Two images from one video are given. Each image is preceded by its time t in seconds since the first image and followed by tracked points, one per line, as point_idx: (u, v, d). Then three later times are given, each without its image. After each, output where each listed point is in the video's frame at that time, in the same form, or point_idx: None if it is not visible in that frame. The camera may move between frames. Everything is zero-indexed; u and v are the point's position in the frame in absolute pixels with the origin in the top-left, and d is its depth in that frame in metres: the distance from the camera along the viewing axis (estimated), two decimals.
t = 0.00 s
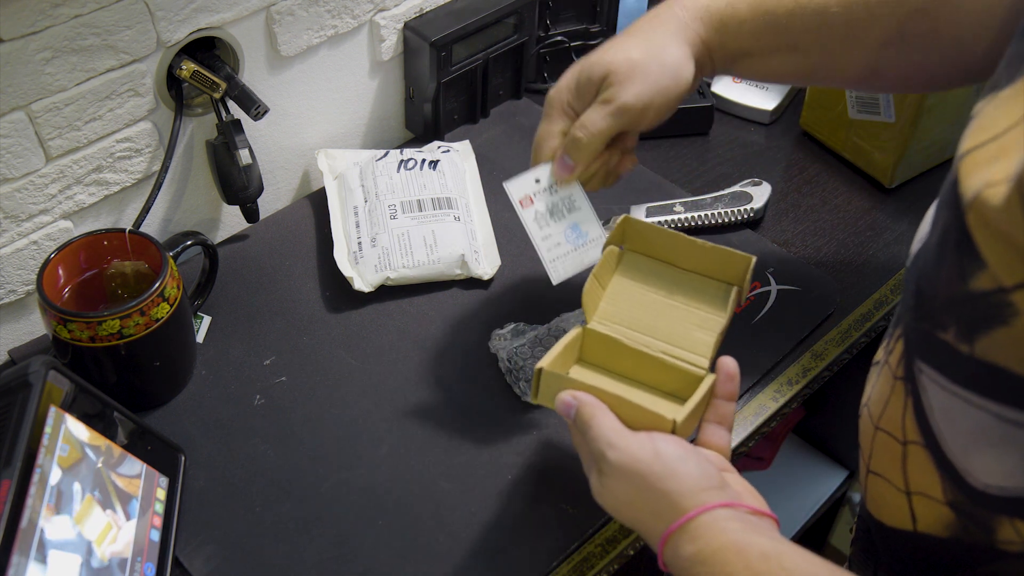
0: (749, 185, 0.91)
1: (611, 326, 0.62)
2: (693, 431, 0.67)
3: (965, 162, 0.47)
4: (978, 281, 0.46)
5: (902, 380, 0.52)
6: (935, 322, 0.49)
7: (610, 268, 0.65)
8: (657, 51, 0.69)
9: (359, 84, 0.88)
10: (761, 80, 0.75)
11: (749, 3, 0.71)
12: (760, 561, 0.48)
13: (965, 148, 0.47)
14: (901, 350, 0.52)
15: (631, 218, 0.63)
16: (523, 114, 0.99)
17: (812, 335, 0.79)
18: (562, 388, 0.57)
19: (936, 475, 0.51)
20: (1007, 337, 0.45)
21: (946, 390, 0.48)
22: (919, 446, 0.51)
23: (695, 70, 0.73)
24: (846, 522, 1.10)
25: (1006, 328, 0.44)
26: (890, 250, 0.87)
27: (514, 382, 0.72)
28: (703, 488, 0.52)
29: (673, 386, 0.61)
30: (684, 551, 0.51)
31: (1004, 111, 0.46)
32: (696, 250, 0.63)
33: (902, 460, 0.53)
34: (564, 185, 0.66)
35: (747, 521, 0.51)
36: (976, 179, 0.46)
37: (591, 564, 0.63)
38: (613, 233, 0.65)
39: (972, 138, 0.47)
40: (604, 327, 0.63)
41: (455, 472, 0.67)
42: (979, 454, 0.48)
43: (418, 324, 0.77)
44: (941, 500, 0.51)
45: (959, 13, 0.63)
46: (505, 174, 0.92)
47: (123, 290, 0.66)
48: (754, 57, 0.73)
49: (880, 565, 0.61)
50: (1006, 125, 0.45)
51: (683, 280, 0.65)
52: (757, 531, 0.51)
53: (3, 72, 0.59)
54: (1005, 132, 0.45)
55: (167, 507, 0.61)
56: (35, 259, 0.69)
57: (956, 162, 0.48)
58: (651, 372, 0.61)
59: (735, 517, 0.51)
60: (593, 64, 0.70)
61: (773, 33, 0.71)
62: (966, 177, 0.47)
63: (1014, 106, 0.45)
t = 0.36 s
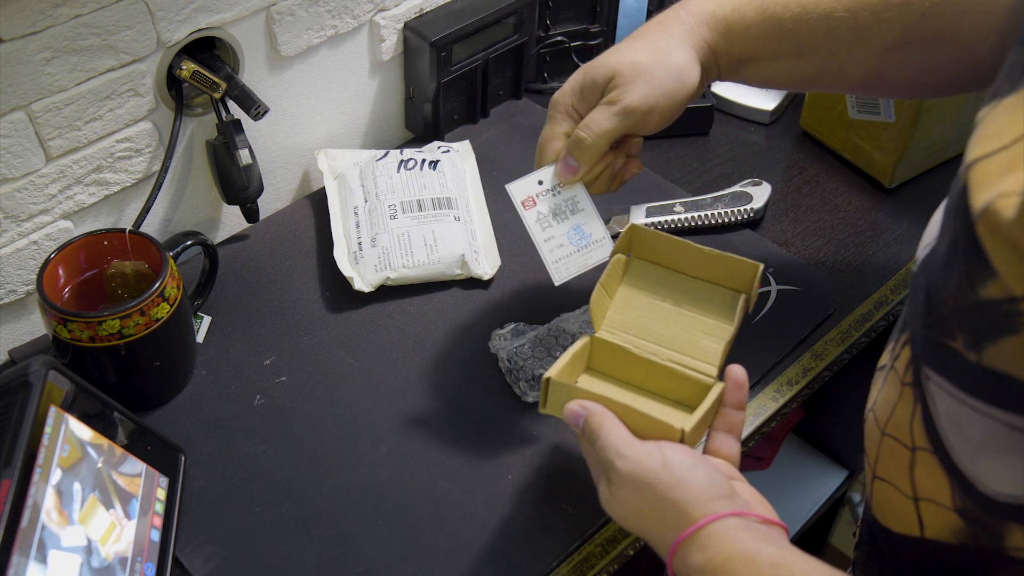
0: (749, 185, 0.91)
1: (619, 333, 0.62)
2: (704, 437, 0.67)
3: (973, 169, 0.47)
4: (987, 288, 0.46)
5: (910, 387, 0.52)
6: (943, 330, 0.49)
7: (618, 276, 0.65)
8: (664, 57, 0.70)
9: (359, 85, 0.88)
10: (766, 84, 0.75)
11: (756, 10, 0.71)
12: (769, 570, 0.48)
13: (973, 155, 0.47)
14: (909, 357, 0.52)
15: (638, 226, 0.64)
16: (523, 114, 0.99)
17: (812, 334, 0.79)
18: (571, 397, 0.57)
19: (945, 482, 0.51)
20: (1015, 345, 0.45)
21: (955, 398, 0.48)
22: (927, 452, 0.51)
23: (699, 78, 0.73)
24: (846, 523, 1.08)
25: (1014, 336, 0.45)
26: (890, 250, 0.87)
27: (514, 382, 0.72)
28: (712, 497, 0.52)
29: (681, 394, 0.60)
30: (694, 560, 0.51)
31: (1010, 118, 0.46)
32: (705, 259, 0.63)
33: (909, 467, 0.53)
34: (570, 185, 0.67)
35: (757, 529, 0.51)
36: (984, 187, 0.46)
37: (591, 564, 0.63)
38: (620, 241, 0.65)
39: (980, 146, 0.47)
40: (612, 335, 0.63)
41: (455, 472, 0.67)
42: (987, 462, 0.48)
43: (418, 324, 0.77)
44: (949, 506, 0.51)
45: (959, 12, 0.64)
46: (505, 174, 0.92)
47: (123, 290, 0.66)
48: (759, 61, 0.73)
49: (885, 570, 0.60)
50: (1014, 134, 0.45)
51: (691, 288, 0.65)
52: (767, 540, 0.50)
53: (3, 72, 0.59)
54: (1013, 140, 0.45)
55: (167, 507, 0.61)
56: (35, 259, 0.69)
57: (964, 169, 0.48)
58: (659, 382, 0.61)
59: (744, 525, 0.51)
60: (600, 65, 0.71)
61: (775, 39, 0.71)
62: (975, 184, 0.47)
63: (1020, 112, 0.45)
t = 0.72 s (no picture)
0: (749, 185, 0.91)
1: (621, 330, 0.62)
2: (705, 436, 0.67)
3: (977, 171, 0.47)
4: (990, 291, 0.46)
5: (912, 388, 0.52)
6: (947, 332, 0.49)
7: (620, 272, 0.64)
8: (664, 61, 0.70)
9: (359, 85, 0.88)
10: (766, 87, 0.76)
11: (757, 10, 0.71)
12: (771, 568, 0.48)
13: (976, 157, 0.47)
14: (913, 358, 0.52)
15: (640, 222, 0.63)
16: (523, 114, 0.99)
17: (812, 334, 0.79)
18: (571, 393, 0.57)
19: (948, 483, 0.51)
20: (1017, 348, 0.44)
21: (957, 400, 0.48)
22: (929, 454, 0.51)
23: (700, 80, 0.73)
24: (846, 526, 1.08)
25: (1015, 338, 0.44)
26: (890, 250, 0.87)
27: (514, 382, 0.72)
28: (715, 495, 0.52)
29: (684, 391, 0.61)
30: (695, 558, 0.51)
31: (1013, 118, 0.46)
32: (709, 257, 0.62)
33: (911, 467, 0.53)
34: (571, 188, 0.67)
35: (759, 528, 0.51)
36: (987, 190, 0.46)
37: (591, 563, 0.63)
38: (622, 237, 0.64)
39: (982, 147, 0.47)
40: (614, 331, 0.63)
41: (455, 472, 0.67)
42: (992, 464, 0.48)
43: (418, 324, 0.77)
44: (951, 508, 0.51)
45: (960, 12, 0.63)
46: (505, 174, 0.92)
47: (123, 290, 0.66)
48: (760, 65, 0.73)
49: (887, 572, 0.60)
50: (1016, 135, 0.45)
51: (694, 285, 0.64)
52: (769, 539, 0.50)
53: (3, 72, 0.59)
54: (1015, 142, 0.45)
55: (167, 507, 0.61)
56: (35, 259, 0.69)
57: (967, 170, 0.48)
58: (662, 377, 0.61)
59: (746, 524, 0.51)
60: (601, 68, 0.71)
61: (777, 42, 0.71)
62: (979, 186, 0.47)
63: None
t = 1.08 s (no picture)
0: (749, 185, 0.91)
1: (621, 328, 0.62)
2: (705, 435, 0.67)
3: (973, 169, 0.47)
4: (988, 290, 0.45)
5: (910, 390, 0.52)
6: (944, 331, 0.49)
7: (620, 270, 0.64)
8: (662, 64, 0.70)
9: (359, 85, 0.88)
10: (765, 90, 0.76)
11: (755, 11, 0.71)
12: (771, 567, 0.48)
13: (972, 155, 0.47)
14: (910, 359, 0.52)
15: (641, 219, 0.63)
16: (523, 114, 0.99)
17: (812, 334, 0.79)
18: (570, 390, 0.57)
19: (947, 485, 0.51)
20: (1017, 349, 0.44)
21: (955, 400, 0.48)
22: (928, 456, 0.51)
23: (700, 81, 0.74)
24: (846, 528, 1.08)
25: (1015, 338, 0.44)
26: (890, 250, 0.87)
27: (514, 382, 0.72)
28: (714, 493, 0.52)
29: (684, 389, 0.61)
30: (695, 556, 0.51)
31: (1012, 116, 0.45)
32: (711, 254, 0.62)
33: (910, 469, 0.53)
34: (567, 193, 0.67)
35: (758, 526, 0.51)
36: (984, 187, 0.45)
37: (591, 564, 0.63)
38: (623, 234, 0.64)
39: (980, 146, 0.47)
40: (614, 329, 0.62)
41: (455, 472, 0.67)
42: (992, 463, 0.47)
43: (418, 324, 0.77)
44: (952, 510, 0.51)
45: (960, 12, 0.63)
46: (505, 174, 0.92)
47: (123, 290, 0.67)
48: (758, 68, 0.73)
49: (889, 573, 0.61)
50: (1013, 133, 0.45)
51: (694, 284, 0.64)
52: (769, 537, 0.51)
53: (3, 72, 0.59)
54: (1012, 139, 0.45)
55: (167, 507, 0.61)
56: (35, 259, 0.69)
57: (963, 170, 0.48)
58: (662, 376, 0.61)
59: (745, 522, 0.51)
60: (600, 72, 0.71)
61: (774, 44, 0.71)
62: (977, 183, 0.46)
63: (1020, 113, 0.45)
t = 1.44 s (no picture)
0: (749, 185, 0.91)
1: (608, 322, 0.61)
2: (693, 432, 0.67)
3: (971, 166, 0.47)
4: (982, 288, 0.46)
5: (908, 390, 0.52)
6: (940, 330, 0.49)
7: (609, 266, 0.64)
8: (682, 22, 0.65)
9: (359, 85, 0.88)
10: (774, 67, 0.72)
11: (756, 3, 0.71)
12: (761, 558, 0.46)
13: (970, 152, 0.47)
14: (909, 360, 0.52)
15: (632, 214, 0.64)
16: (523, 114, 0.99)
17: (812, 334, 0.79)
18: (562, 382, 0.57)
19: (945, 485, 0.51)
20: (1014, 348, 0.44)
21: (951, 398, 0.48)
22: (927, 455, 0.51)
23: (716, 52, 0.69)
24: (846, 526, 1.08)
25: (1013, 336, 0.44)
26: (890, 250, 0.87)
27: (514, 382, 0.73)
28: (705, 483, 0.52)
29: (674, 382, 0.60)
30: (685, 547, 0.50)
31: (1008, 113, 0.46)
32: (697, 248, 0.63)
33: (909, 469, 0.53)
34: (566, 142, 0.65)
35: (751, 517, 0.50)
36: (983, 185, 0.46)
37: (591, 564, 0.63)
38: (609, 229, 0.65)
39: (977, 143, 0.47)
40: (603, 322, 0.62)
41: (455, 472, 0.67)
42: (988, 463, 0.47)
43: (418, 324, 0.77)
44: (950, 510, 0.51)
45: (979, 0, 0.61)
46: (505, 174, 0.92)
47: (123, 290, 0.66)
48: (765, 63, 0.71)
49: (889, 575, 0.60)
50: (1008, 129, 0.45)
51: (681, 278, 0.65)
52: (762, 528, 0.49)
53: (3, 72, 0.59)
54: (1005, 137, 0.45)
55: (167, 507, 0.61)
56: (35, 259, 0.69)
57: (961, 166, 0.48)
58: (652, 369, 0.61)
59: (737, 512, 0.50)
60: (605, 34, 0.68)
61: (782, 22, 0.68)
62: (972, 180, 0.47)
63: (1016, 108, 0.45)
